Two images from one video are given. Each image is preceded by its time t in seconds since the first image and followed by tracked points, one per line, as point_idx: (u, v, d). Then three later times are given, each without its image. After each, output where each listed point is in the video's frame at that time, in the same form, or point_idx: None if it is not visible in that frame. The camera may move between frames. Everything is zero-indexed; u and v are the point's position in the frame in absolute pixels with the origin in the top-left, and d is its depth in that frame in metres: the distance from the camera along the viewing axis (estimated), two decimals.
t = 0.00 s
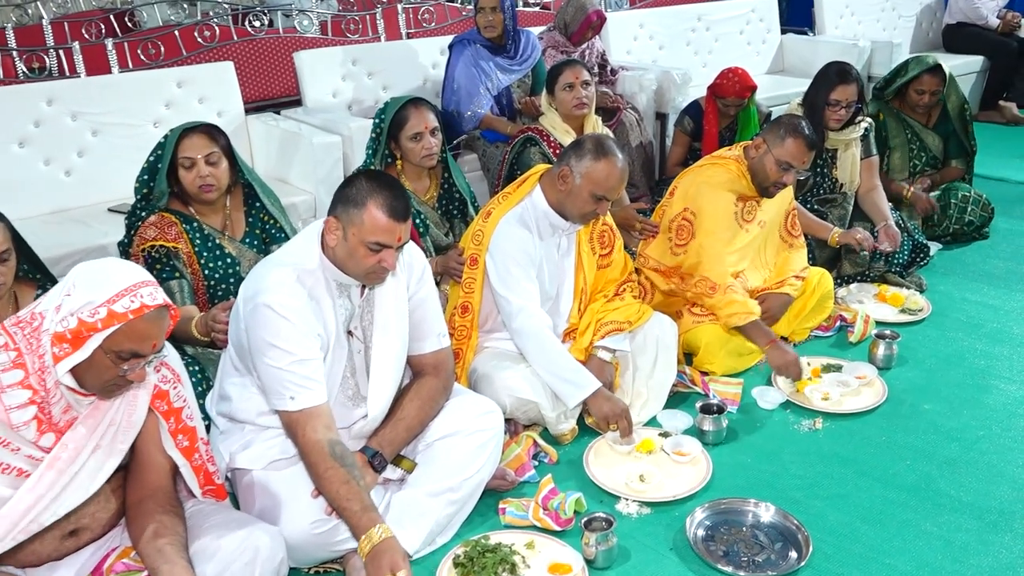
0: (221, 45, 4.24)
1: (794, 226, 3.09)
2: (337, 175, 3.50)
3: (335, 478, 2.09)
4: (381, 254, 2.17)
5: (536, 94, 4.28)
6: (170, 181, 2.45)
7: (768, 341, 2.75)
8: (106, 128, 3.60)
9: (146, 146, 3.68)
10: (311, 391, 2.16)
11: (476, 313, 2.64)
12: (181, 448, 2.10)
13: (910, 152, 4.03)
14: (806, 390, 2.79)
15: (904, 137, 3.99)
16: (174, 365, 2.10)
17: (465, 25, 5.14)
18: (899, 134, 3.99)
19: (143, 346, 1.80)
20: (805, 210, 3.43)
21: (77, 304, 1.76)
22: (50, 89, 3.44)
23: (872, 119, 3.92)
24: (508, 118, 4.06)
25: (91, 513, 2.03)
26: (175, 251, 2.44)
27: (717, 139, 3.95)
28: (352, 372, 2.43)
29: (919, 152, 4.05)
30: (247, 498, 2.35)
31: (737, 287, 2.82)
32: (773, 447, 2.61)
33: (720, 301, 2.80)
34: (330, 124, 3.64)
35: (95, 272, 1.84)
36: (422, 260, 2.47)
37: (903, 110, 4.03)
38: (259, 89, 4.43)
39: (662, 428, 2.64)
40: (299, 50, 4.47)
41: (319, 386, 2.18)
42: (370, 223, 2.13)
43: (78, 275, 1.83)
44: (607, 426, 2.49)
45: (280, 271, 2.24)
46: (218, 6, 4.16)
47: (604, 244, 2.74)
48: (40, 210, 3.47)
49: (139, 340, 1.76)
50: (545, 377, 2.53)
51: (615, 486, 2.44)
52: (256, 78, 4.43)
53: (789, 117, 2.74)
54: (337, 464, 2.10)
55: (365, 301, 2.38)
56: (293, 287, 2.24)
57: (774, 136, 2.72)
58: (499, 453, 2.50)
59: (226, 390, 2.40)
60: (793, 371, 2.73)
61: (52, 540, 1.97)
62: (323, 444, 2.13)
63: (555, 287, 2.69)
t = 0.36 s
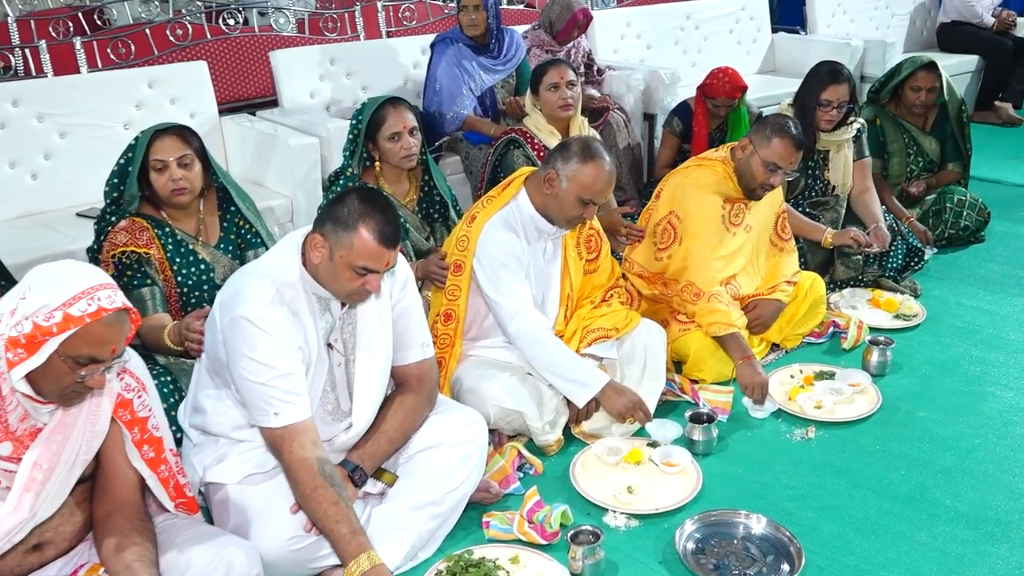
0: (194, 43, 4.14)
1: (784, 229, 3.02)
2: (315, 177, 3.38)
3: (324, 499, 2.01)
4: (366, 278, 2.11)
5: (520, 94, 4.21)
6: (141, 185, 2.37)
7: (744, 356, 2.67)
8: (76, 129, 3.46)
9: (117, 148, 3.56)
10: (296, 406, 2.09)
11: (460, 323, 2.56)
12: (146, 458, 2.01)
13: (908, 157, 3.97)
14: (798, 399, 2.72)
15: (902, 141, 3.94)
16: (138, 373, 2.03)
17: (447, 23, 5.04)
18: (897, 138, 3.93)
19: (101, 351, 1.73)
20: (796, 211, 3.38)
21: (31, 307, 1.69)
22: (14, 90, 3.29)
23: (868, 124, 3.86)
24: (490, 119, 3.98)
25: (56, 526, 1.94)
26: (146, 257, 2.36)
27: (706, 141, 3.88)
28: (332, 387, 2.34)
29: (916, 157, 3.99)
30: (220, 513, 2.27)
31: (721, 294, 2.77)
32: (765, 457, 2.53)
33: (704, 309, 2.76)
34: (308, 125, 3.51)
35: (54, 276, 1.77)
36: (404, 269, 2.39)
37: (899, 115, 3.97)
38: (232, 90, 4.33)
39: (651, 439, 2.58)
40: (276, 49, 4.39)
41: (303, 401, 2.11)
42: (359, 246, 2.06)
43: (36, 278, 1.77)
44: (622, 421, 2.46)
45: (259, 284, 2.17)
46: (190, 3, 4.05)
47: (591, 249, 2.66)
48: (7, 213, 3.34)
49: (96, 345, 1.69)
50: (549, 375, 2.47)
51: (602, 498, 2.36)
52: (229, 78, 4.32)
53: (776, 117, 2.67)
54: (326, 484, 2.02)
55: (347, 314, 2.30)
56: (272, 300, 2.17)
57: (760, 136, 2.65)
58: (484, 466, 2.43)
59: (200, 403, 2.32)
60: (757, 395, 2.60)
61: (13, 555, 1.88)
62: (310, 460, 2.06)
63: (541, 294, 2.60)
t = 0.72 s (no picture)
0: (168, 42, 4.04)
1: (778, 235, 2.94)
2: (293, 181, 3.27)
3: (304, 510, 1.97)
4: (340, 282, 2.05)
5: (505, 95, 4.13)
6: (112, 190, 2.29)
7: (768, 355, 2.61)
8: (48, 133, 3.35)
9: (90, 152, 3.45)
10: (271, 417, 2.03)
11: (446, 330, 2.43)
12: (118, 473, 1.93)
13: (898, 154, 3.94)
14: (791, 408, 2.64)
15: (891, 139, 3.89)
16: (112, 384, 1.96)
17: (430, 23, 4.89)
18: (886, 136, 3.88)
19: (78, 361, 1.67)
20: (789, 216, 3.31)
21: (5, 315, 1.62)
22: None
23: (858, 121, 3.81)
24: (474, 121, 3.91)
25: (24, 542, 1.87)
26: (118, 265, 2.27)
27: (697, 144, 3.82)
28: (308, 397, 2.27)
29: (907, 155, 3.95)
30: (195, 530, 2.19)
31: (726, 302, 2.66)
32: (758, 470, 2.45)
33: (712, 319, 2.65)
34: (286, 128, 3.43)
35: (26, 280, 1.70)
36: (382, 274, 2.31)
37: (890, 111, 3.89)
38: (208, 90, 4.25)
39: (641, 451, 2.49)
40: (252, 49, 4.29)
41: (276, 411, 2.05)
42: (332, 249, 2.01)
43: (7, 283, 1.69)
44: (630, 432, 2.38)
45: (231, 291, 2.10)
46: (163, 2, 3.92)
47: (580, 255, 2.56)
48: None
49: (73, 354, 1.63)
50: (557, 383, 2.37)
51: (590, 513, 2.28)
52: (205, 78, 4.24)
53: (772, 121, 2.61)
54: (305, 494, 1.99)
55: (321, 321, 2.22)
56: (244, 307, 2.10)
57: (755, 142, 2.58)
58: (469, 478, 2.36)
59: (171, 415, 2.24)
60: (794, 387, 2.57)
61: None
62: (288, 472, 2.01)
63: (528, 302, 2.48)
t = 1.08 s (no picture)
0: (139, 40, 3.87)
1: (773, 240, 2.90)
2: (270, 184, 3.16)
3: (296, 525, 1.95)
4: (323, 288, 1.95)
5: (490, 95, 4.05)
6: (81, 194, 2.22)
7: (792, 371, 2.58)
8: (17, 133, 3.24)
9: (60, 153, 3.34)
10: (256, 429, 1.95)
11: (429, 339, 2.36)
12: (91, 487, 1.85)
13: (889, 154, 3.88)
14: (785, 419, 2.56)
15: (880, 139, 3.84)
16: (84, 396, 1.88)
17: (414, 20, 4.74)
18: (874, 135, 3.84)
19: (48, 369, 1.59)
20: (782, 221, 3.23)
21: None
22: None
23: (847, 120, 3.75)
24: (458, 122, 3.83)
25: None
26: (87, 270, 2.20)
27: (687, 146, 3.74)
28: (287, 408, 2.17)
29: (898, 155, 3.89)
30: (168, 546, 2.10)
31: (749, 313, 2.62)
32: (751, 481, 2.37)
33: (734, 330, 2.61)
34: (262, 129, 3.30)
35: None
36: (364, 279, 2.22)
37: (880, 110, 3.85)
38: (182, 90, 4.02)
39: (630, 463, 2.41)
40: (229, 47, 4.09)
41: (262, 423, 1.97)
42: (315, 255, 1.91)
43: None
44: (620, 443, 2.30)
45: (210, 298, 2.00)
46: None
47: (568, 260, 2.49)
48: None
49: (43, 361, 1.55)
50: (541, 392, 2.29)
51: (578, 527, 2.19)
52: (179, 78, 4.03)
53: (768, 126, 2.55)
54: (301, 507, 1.96)
55: (303, 328, 2.14)
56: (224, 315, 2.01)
57: (752, 147, 2.51)
58: (452, 490, 2.28)
59: (145, 425, 2.15)
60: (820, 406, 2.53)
61: None
62: (281, 484, 1.96)
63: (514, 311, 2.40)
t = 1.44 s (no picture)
0: (109, 36, 3.81)
1: (763, 242, 2.82)
2: (245, 185, 3.08)
3: (269, 540, 1.86)
4: (299, 297, 1.90)
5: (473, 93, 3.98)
6: (49, 195, 2.18)
7: (776, 372, 2.44)
8: None
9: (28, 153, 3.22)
10: (228, 441, 1.89)
11: (409, 345, 2.28)
12: (60, 501, 1.78)
13: (883, 154, 3.81)
14: (776, 426, 2.50)
15: (874, 138, 3.77)
16: (54, 406, 1.80)
17: (393, 16, 4.61)
18: (869, 135, 3.76)
19: (13, 382, 1.53)
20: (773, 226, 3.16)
21: None
22: None
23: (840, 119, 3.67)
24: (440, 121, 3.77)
25: None
26: (55, 274, 2.16)
27: (676, 145, 3.68)
28: (263, 419, 2.12)
29: (893, 155, 3.82)
30: (138, 560, 2.03)
31: (729, 317, 2.51)
32: (742, 490, 2.30)
33: (713, 335, 2.50)
34: (238, 128, 3.22)
35: None
36: (343, 286, 2.16)
37: (874, 109, 3.78)
38: (152, 89, 3.98)
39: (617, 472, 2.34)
40: (203, 43, 4.04)
41: (235, 435, 1.91)
42: (291, 262, 1.86)
43: None
44: (607, 449, 2.22)
45: (180, 306, 1.94)
46: None
47: (552, 263, 2.41)
48: None
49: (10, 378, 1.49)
50: (527, 399, 2.22)
51: (564, 538, 2.12)
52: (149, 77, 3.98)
53: (760, 127, 2.48)
54: (275, 520, 1.89)
55: (278, 337, 2.08)
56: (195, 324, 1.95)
57: (743, 148, 2.44)
58: (434, 502, 2.21)
59: (114, 437, 2.08)
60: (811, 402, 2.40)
61: None
62: (253, 498, 1.88)
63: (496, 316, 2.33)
